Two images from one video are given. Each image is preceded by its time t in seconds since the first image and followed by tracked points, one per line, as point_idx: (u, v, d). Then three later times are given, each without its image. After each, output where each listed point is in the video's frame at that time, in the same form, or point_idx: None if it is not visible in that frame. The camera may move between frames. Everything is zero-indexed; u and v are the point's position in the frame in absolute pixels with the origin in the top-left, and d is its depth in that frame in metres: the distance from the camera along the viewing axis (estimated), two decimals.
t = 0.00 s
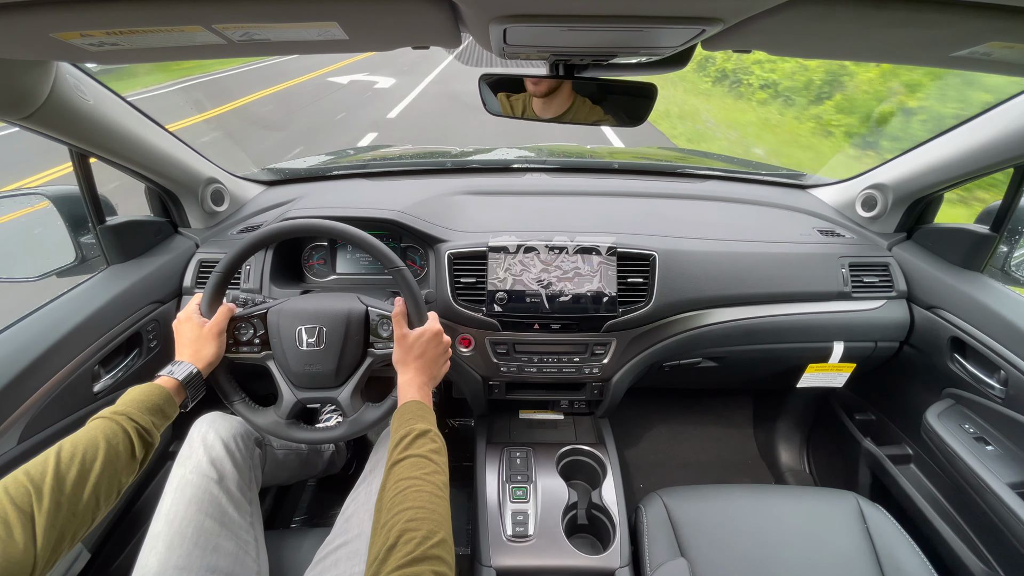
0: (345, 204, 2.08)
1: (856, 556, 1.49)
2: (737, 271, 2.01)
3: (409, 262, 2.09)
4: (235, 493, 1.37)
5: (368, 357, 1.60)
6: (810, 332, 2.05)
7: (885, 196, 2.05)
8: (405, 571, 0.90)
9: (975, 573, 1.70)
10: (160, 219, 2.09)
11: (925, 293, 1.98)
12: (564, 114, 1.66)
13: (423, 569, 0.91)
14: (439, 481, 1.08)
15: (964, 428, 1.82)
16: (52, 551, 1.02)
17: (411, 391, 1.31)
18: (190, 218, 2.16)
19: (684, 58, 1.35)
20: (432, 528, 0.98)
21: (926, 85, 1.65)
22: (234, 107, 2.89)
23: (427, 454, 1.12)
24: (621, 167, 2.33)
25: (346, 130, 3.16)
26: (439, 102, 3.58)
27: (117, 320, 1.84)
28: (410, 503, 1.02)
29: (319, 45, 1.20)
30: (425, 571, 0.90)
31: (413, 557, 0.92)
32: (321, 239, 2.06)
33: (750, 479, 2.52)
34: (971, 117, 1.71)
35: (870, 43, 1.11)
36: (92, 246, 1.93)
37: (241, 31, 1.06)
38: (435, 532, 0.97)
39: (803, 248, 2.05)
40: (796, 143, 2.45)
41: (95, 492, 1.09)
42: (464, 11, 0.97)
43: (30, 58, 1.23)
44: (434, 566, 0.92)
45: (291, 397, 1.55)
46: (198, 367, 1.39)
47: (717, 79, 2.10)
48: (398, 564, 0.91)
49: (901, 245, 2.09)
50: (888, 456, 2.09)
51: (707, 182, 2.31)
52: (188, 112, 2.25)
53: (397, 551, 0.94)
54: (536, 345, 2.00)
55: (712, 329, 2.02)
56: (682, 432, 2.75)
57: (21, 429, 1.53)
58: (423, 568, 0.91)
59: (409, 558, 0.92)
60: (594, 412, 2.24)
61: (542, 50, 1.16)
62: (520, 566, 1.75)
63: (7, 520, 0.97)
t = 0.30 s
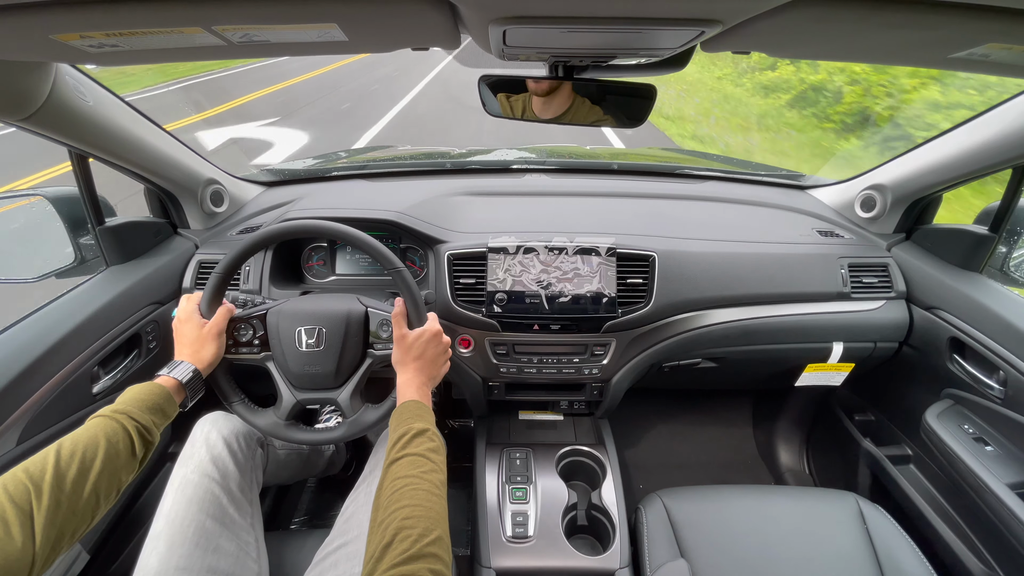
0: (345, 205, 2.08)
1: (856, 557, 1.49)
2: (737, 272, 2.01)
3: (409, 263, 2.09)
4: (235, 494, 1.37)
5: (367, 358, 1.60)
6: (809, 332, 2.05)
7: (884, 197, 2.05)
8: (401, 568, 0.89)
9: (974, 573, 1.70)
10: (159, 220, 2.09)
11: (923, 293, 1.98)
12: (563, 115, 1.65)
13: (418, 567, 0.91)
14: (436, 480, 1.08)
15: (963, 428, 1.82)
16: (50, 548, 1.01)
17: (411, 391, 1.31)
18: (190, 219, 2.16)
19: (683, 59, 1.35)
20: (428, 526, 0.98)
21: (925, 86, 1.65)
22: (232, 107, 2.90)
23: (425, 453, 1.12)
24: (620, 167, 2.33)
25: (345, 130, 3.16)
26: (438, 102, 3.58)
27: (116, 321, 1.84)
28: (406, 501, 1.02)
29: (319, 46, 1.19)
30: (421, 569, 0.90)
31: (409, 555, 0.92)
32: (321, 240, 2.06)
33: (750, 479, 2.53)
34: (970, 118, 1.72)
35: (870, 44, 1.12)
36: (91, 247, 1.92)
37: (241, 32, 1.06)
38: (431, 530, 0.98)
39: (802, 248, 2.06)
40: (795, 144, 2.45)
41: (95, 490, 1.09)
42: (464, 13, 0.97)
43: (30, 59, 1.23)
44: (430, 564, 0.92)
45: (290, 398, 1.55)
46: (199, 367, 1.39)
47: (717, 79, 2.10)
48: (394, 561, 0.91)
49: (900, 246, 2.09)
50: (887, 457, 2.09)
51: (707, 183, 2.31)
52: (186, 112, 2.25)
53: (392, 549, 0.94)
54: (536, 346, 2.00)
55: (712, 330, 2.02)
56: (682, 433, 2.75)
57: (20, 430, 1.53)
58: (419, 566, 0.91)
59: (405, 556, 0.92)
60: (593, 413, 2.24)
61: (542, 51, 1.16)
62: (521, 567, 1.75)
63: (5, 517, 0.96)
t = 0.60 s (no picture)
0: (343, 205, 2.08)
1: (855, 557, 1.49)
2: (736, 272, 2.01)
3: (407, 263, 2.09)
4: (233, 494, 1.36)
5: (366, 359, 1.60)
6: (808, 332, 2.05)
7: (882, 197, 2.05)
8: (400, 571, 0.89)
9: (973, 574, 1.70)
10: (157, 220, 2.08)
11: (922, 293, 1.98)
12: (562, 115, 1.65)
13: (417, 569, 0.91)
14: (434, 483, 1.08)
15: (962, 429, 1.82)
16: (48, 544, 1.01)
17: (408, 394, 1.30)
18: (188, 218, 2.15)
19: (681, 59, 1.35)
20: (426, 529, 0.98)
21: (923, 85, 1.65)
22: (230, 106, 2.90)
23: (422, 456, 1.12)
24: (619, 167, 2.33)
25: (344, 129, 3.15)
26: (437, 102, 3.58)
27: (114, 320, 1.84)
28: (405, 504, 1.02)
29: (317, 45, 1.19)
30: (419, 571, 0.90)
31: (408, 558, 0.92)
32: (320, 239, 2.05)
33: (749, 479, 2.53)
34: (967, 118, 1.72)
35: (869, 43, 1.11)
36: (89, 247, 1.91)
37: (239, 31, 1.06)
38: (429, 533, 0.98)
39: (801, 248, 2.06)
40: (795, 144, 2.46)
41: (93, 486, 1.09)
42: (462, 12, 0.97)
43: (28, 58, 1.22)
44: (428, 566, 0.92)
45: (288, 398, 1.54)
46: (196, 364, 1.39)
47: (715, 79, 2.10)
48: (393, 564, 0.91)
49: (899, 246, 2.09)
50: (885, 457, 2.10)
51: (706, 183, 2.31)
52: (185, 112, 2.24)
53: (391, 552, 0.94)
54: (535, 346, 2.00)
55: (710, 330, 2.02)
56: (681, 433, 2.75)
57: (18, 430, 1.52)
58: (417, 569, 0.91)
59: (405, 558, 0.92)
60: (592, 413, 2.24)
61: (541, 51, 1.16)
62: (520, 567, 1.75)
63: (3, 513, 0.96)
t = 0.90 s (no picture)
0: (343, 204, 2.08)
1: (855, 556, 1.50)
2: (736, 271, 2.01)
3: (408, 262, 2.09)
4: (234, 494, 1.37)
5: (366, 359, 1.60)
6: (808, 331, 2.05)
7: (882, 196, 2.05)
8: (402, 572, 0.90)
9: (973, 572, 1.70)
10: (157, 220, 2.08)
11: (923, 292, 1.98)
12: (562, 114, 1.64)
13: (418, 570, 0.91)
14: (435, 484, 1.08)
15: (962, 427, 1.82)
16: (50, 541, 1.01)
17: (407, 396, 1.30)
18: (188, 219, 2.15)
19: (681, 58, 1.34)
20: (427, 530, 0.98)
21: (924, 84, 1.65)
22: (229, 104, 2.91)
23: (423, 458, 1.12)
24: (619, 166, 2.33)
25: (344, 129, 3.15)
26: (436, 101, 3.58)
27: (115, 320, 1.84)
28: (406, 505, 1.02)
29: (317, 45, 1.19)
30: (421, 571, 0.90)
31: (410, 559, 0.92)
32: (320, 239, 2.05)
33: (749, 478, 2.53)
34: (968, 116, 1.72)
35: (869, 42, 1.11)
36: (89, 247, 1.91)
37: (239, 31, 1.06)
38: (431, 534, 0.98)
39: (801, 247, 2.06)
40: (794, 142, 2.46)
41: (93, 483, 1.09)
42: (462, 12, 0.97)
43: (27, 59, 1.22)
44: (430, 567, 0.92)
45: (287, 397, 1.54)
46: (196, 361, 1.39)
47: (715, 78, 2.10)
48: (394, 565, 0.91)
49: (899, 245, 2.09)
50: (885, 455, 2.10)
51: (706, 182, 2.30)
52: (184, 112, 2.24)
53: (392, 552, 0.94)
54: (535, 345, 2.00)
55: (711, 329, 2.02)
56: (681, 432, 2.75)
57: (19, 430, 1.53)
58: (419, 569, 0.91)
59: (406, 559, 0.92)
60: (593, 412, 2.24)
61: (540, 50, 1.16)
62: (521, 567, 1.75)
63: (4, 510, 0.96)
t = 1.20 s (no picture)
0: (343, 205, 2.08)
1: (856, 556, 1.49)
2: (735, 271, 2.01)
3: (407, 263, 2.09)
4: (234, 494, 1.37)
5: (365, 360, 1.60)
6: (808, 331, 2.05)
7: (882, 196, 2.05)
8: (401, 573, 0.89)
9: (974, 573, 1.70)
10: (156, 221, 2.08)
11: (922, 293, 1.98)
12: (561, 114, 1.64)
13: (417, 572, 0.91)
14: (434, 486, 1.08)
15: (963, 427, 1.82)
16: (49, 540, 1.01)
17: (406, 399, 1.30)
18: (188, 219, 2.15)
19: (681, 58, 1.34)
20: (426, 532, 0.98)
21: (924, 83, 1.65)
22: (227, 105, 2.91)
23: (422, 460, 1.12)
24: (618, 167, 2.33)
25: (344, 129, 3.15)
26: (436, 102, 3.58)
27: (114, 321, 1.84)
28: (405, 507, 1.02)
29: (317, 46, 1.19)
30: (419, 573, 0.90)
31: (409, 560, 0.92)
32: (320, 240, 2.05)
33: (749, 479, 2.53)
34: (968, 116, 1.72)
35: (869, 42, 1.11)
36: (89, 248, 1.92)
37: (239, 32, 1.06)
38: (429, 535, 0.98)
39: (800, 247, 2.06)
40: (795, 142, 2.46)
41: (93, 482, 1.09)
42: (462, 12, 0.96)
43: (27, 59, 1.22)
44: (428, 569, 0.92)
45: (286, 398, 1.54)
46: (195, 360, 1.38)
47: (715, 78, 2.10)
48: (393, 567, 0.91)
49: (899, 246, 2.09)
50: (886, 456, 2.10)
51: (705, 183, 2.30)
52: (183, 112, 2.24)
53: (391, 554, 0.94)
54: (535, 346, 2.00)
55: (711, 329, 2.02)
56: (681, 432, 2.75)
57: (19, 431, 1.53)
58: (418, 571, 0.91)
59: (405, 560, 0.92)
60: (593, 412, 2.24)
61: (540, 51, 1.16)
62: (521, 567, 1.75)
63: (3, 509, 0.96)
